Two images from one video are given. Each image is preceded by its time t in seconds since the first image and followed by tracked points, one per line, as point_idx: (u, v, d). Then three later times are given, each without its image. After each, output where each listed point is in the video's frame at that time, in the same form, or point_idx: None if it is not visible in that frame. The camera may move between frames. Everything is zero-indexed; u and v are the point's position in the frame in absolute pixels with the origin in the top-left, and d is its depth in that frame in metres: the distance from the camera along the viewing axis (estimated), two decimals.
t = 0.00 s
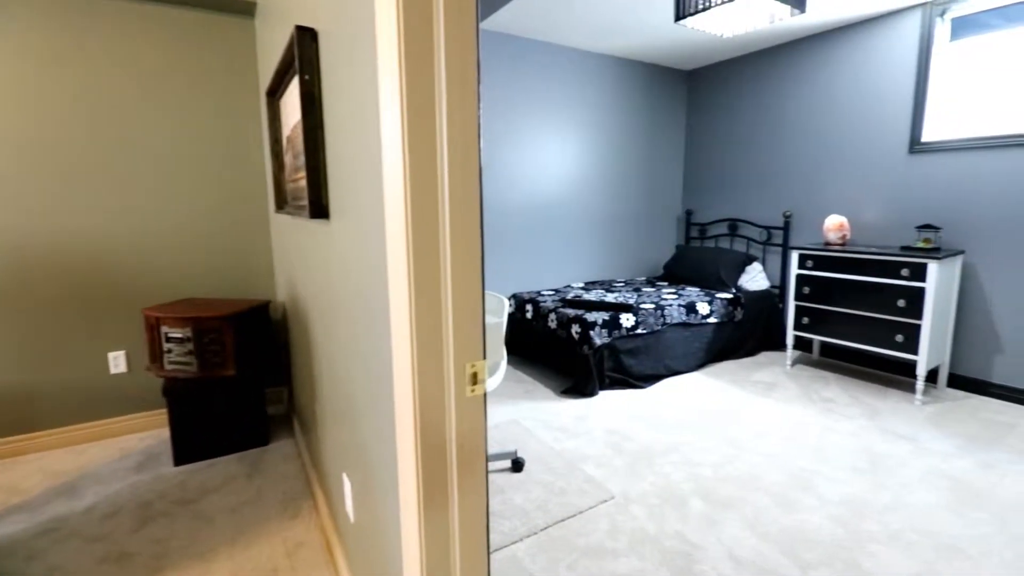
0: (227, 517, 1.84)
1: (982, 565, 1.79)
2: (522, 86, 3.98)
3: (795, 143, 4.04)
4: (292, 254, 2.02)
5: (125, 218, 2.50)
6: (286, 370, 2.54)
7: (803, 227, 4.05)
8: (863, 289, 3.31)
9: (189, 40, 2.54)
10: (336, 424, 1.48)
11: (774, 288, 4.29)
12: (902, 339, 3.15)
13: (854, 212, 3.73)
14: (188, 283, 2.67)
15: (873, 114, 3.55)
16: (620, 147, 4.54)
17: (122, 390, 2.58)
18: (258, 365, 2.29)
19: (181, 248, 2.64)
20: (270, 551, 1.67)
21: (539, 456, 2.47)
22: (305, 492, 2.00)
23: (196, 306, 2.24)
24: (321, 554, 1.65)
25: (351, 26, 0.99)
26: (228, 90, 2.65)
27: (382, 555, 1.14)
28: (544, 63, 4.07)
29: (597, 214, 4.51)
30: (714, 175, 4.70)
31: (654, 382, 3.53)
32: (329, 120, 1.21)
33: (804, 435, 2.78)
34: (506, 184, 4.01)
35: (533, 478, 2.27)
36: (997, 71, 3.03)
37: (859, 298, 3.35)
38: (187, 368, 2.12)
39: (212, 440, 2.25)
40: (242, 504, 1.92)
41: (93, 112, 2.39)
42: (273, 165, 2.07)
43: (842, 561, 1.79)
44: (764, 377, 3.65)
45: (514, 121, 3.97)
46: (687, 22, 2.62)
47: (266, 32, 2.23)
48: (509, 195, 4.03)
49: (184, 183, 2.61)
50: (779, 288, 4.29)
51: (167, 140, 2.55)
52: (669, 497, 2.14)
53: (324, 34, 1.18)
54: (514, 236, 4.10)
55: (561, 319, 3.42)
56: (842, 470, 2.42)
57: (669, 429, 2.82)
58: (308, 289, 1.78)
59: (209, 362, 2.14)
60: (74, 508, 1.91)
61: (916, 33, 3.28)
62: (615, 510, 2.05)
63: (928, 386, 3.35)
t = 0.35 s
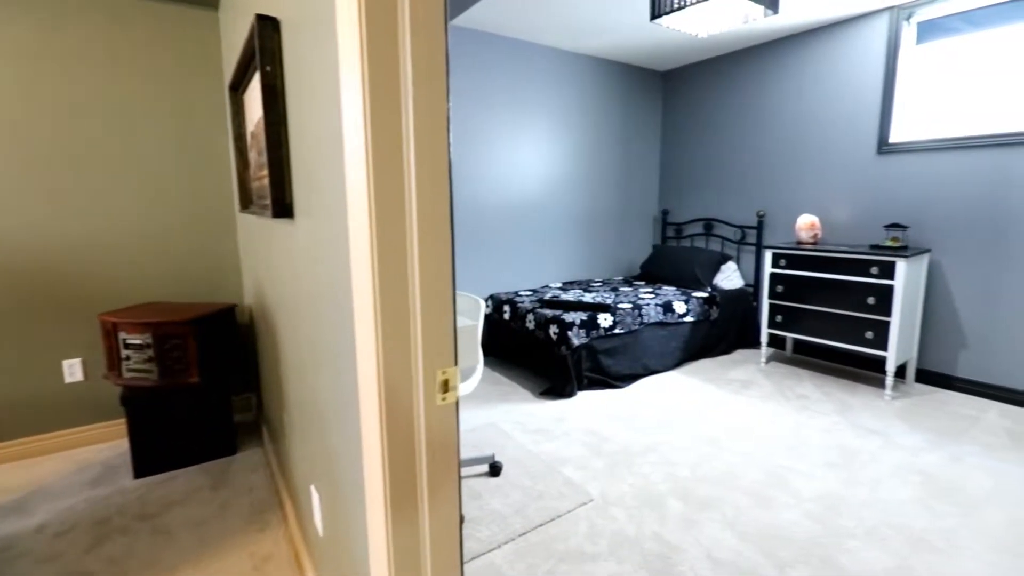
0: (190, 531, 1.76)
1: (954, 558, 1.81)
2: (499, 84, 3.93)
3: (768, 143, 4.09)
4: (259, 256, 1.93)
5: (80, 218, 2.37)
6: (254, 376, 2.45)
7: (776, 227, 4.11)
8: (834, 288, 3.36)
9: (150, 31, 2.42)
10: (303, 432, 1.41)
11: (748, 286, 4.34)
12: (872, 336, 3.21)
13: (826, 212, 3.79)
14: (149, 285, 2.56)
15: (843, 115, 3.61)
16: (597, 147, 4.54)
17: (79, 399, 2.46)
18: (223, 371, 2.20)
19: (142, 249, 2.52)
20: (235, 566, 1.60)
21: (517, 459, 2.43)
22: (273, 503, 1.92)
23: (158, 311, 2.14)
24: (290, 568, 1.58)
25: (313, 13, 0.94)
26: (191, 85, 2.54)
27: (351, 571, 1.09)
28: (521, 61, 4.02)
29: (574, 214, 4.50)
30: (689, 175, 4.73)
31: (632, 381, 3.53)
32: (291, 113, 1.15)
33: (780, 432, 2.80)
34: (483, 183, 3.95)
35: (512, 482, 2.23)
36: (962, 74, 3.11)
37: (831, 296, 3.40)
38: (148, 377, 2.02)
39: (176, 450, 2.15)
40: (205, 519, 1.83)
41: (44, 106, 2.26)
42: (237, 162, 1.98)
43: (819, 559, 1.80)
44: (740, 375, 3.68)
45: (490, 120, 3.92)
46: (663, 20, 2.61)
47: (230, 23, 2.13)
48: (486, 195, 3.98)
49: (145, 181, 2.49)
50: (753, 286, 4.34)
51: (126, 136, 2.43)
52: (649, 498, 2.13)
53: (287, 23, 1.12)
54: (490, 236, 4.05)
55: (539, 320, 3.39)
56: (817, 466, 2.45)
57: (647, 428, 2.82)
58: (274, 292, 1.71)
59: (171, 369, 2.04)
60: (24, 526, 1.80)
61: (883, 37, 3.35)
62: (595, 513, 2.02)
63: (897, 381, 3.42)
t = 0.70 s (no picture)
0: (142, 551, 1.65)
1: (923, 551, 1.84)
2: (471, 81, 3.86)
3: (739, 143, 4.13)
4: (216, 258, 1.83)
5: (22, 217, 2.22)
6: (214, 384, 2.34)
7: (746, 226, 4.16)
8: (803, 286, 3.41)
9: (98, 20, 2.29)
10: (262, 443, 1.33)
11: (719, 285, 4.38)
12: (839, 333, 3.27)
13: (794, 212, 3.85)
14: (100, 290, 2.41)
15: (810, 117, 3.67)
16: (570, 147, 4.52)
17: (23, 412, 2.31)
18: (180, 379, 2.09)
19: (91, 251, 2.37)
20: None
21: (492, 465, 2.38)
22: (234, 518, 1.83)
23: (108, 317, 2.02)
24: None
25: None
26: (143, 77, 2.41)
27: None
28: (493, 58, 3.95)
29: (547, 213, 4.47)
30: (662, 175, 4.75)
31: (606, 381, 3.51)
32: (244, 105, 1.07)
33: (753, 430, 2.82)
34: (455, 182, 3.88)
35: (486, 488, 2.18)
36: (923, 77, 3.19)
37: (800, 295, 3.45)
38: (95, 387, 1.90)
39: (129, 464, 2.03)
40: (158, 538, 1.72)
41: None
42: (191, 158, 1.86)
43: (794, 557, 1.80)
44: (712, 373, 3.71)
45: (462, 118, 3.85)
46: (634, 19, 2.59)
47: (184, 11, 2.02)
48: (458, 195, 3.91)
49: (94, 178, 2.35)
50: (724, 285, 4.38)
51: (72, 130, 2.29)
52: (625, 501, 2.11)
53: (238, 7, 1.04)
54: (465, 235, 3.99)
55: (513, 321, 3.35)
56: (789, 463, 2.47)
57: (622, 429, 2.80)
58: (232, 296, 1.61)
59: (120, 378, 1.92)
60: None
61: (848, 39, 3.42)
62: (571, 518, 1.99)
63: (863, 377, 3.49)
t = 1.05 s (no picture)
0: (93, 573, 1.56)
1: (898, 549, 1.85)
2: (445, 79, 3.79)
3: (714, 144, 4.15)
4: (173, 261, 1.73)
5: None
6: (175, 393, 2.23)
7: (722, 226, 4.18)
8: (777, 285, 3.44)
9: (45, 8, 2.16)
10: (220, 457, 1.25)
11: (696, 285, 4.40)
12: (813, 331, 3.31)
13: (768, 211, 3.88)
14: (50, 294, 2.28)
15: (782, 117, 3.71)
16: (547, 146, 4.49)
17: None
18: (138, 388, 1.99)
19: (40, 252, 2.24)
20: None
21: (468, 472, 2.32)
22: (195, 535, 1.73)
23: (57, 324, 1.91)
24: None
25: None
26: (94, 69, 2.27)
27: None
28: (467, 56, 3.89)
29: (524, 213, 4.43)
30: (638, 175, 4.75)
31: (584, 383, 3.49)
32: (193, 95, 1.00)
33: (730, 429, 2.82)
34: (430, 182, 3.81)
35: (462, 496, 2.12)
36: (892, 80, 3.24)
37: (774, 294, 3.47)
38: (43, 399, 1.79)
39: (82, 479, 1.92)
40: (112, 558, 1.63)
41: None
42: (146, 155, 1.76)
43: (772, 559, 1.79)
44: (689, 372, 3.72)
45: (436, 117, 3.78)
46: (610, 17, 2.56)
47: None
48: (433, 194, 3.84)
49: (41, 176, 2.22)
50: (700, 285, 4.41)
51: (16, 125, 2.16)
52: (604, 506, 2.07)
53: None
54: (441, 235, 3.93)
55: (490, 323, 3.29)
56: (766, 462, 2.47)
57: (600, 431, 2.77)
58: (188, 301, 1.53)
59: (71, 389, 1.81)
60: None
61: (819, 41, 3.46)
62: (548, 525, 1.95)
63: (836, 374, 3.54)
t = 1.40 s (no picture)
0: None
1: (869, 548, 1.86)
2: (415, 77, 3.72)
3: (685, 145, 4.17)
4: (120, 266, 1.62)
5: None
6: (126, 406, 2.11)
7: (693, 227, 4.21)
8: (749, 285, 3.47)
9: None
10: (166, 478, 1.16)
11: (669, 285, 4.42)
12: (783, 331, 3.34)
13: (739, 212, 3.92)
14: None
15: (752, 119, 3.75)
16: (520, 147, 4.45)
17: None
18: (84, 401, 1.87)
19: None
20: None
21: (440, 482, 2.25)
22: (146, 559, 1.62)
23: None
24: None
25: None
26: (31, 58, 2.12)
27: None
28: (438, 54, 3.82)
29: (497, 214, 4.38)
30: (611, 176, 4.75)
31: (559, 385, 3.45)
32: (127, 86, 0.92)
33: (704, 430, 2.82)
34: (400, 182, 3.73)
35: (434, 507, 2.06)
36: (858, 83, 3.31)
37: (746, 294, 3.50)
38: None
39: (22, 501, 1.79)
40: None
41: None
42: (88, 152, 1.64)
43: (747, 563, 1.78)
44: (664, 373, 3.72)
45: (406, 115, 3.70)
46: (583, 15, 2.53)
47: None
48: (403, 195, 3.76)
49: None
50: (673, 285, 4.43)
51: None
52: (579, 514, 2.04)
53: None
54: (412, 236, 3.85)
55: (463, 327, 3.23)
56: (740, 463, 2.48)
57: (575, 435, 2.74)
58: (135, 309, 1.42)
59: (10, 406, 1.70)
60: None
61: (787, 44, 3.51)
62: (523, 535, 1.90)
63: (806, 372, 3.59)
